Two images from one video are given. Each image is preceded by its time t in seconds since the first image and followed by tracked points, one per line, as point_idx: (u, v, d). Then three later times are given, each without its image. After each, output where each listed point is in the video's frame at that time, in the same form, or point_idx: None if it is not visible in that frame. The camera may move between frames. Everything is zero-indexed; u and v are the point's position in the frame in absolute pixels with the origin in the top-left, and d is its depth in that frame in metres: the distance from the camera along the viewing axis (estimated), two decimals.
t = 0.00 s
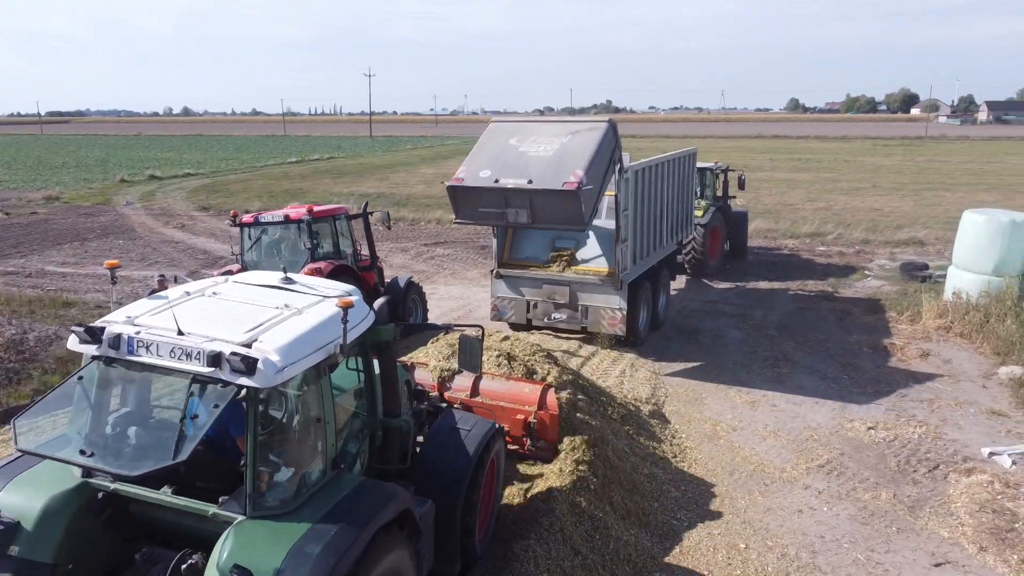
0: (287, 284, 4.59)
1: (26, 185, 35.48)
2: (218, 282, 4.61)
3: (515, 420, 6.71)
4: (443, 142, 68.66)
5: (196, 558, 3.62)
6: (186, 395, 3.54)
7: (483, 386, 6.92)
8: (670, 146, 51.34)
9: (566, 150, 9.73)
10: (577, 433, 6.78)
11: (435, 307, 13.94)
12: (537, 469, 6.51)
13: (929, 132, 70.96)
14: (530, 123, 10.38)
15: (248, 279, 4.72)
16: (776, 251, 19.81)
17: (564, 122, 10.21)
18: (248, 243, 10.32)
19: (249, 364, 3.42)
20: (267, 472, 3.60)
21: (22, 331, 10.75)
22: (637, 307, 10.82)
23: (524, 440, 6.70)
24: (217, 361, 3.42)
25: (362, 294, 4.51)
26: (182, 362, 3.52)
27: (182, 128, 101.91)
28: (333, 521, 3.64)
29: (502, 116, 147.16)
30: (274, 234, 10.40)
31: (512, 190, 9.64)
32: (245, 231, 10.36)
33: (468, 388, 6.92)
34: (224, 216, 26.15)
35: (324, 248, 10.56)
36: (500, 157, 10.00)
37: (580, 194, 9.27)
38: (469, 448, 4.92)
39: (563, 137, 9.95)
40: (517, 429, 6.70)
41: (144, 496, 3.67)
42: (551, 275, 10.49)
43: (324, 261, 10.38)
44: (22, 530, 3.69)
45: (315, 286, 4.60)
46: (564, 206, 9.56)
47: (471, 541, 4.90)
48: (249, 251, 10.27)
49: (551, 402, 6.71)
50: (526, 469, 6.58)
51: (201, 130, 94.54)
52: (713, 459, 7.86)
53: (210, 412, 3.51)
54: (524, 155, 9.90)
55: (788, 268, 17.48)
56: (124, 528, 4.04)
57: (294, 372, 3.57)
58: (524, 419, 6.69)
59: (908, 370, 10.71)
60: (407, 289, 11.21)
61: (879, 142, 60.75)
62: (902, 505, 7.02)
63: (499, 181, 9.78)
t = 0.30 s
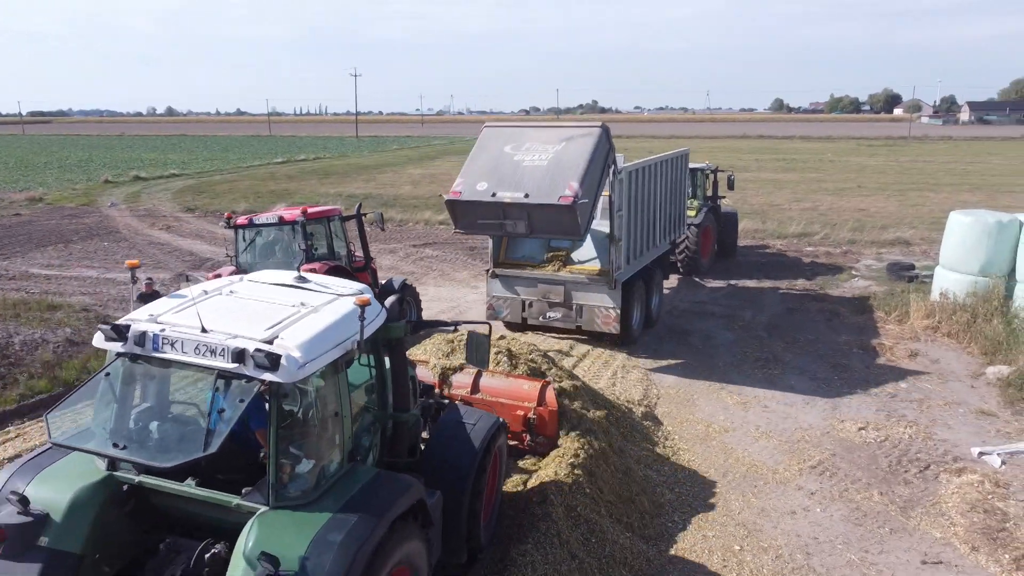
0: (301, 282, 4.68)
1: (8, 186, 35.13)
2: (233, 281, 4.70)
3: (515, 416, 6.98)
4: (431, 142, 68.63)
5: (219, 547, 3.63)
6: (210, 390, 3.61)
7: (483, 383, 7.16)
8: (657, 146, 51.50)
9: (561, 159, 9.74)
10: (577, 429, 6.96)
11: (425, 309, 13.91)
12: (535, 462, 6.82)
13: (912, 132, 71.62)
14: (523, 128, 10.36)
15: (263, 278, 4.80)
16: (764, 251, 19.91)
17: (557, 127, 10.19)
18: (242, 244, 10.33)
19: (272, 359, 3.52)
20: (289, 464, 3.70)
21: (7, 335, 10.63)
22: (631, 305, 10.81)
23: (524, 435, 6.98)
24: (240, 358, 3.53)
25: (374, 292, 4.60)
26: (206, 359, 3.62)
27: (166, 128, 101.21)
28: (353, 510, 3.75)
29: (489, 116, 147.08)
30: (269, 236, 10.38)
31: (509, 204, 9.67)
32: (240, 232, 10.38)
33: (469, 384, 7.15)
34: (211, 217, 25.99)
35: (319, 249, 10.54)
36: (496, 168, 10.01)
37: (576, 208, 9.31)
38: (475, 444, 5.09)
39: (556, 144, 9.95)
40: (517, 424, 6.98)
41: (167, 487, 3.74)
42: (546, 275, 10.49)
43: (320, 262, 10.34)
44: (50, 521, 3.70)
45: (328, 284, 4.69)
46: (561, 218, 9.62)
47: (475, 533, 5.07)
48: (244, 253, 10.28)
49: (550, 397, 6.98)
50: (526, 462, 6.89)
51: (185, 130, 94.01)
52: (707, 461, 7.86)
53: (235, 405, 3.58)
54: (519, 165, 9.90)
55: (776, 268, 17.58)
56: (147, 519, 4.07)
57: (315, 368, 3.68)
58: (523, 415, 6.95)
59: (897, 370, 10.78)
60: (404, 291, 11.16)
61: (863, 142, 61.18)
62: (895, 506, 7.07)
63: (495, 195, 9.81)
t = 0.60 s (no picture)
0: (314, 277, 4.74)
1: None
2: (249, 276, 4.73)
3: (514, 410, 6.96)
4: (418, 143, 68.49)
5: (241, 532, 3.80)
6: (236, 381, 3.70)
7: (482, 377, 7.15)
8: (643, 147, 51.62)
9: (554, 166, 9.75)
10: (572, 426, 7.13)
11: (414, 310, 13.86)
12: (534, 454, 6.84)
13: (896, 133, 72.19)
14: (515, 134, 10.35)
15: (277, 272, 4.84)
16: (752, 251, 19.99)
17: (549, 131, 10.18)
18: (233, 246, 10.31)
19: (295, 350, 3.59)
20: (310, 451, 3.75)
21: None
22: (624, 304, 10.90)
23: (523, 428, 6.96)
24: (265, 349, 3.59)
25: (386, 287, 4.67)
26: (231, 350, 3.69)
27: (150, 128, 100.50)
28: (371, 495, 3.80)
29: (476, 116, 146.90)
30: (259, 237, 10.33)
31: (505, 214, 9.69)
32: (230, 234, 10.37)
33: (468, 378, 7.13)
34: (196, 218, 25.78)
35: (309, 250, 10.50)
36: (490, 177, 9.99)
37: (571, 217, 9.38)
38: (479, 434, 5.11)
39: (549, 150, 9.95)
40: (516, 417, 6.96)
41: (190, 475, 3.81)
42: (539, 273, 10.49)
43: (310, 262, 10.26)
44: (78, 507, 3.71)
45: (341, 279, 4.75)
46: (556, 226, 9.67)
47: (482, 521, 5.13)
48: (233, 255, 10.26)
49: (548, 391, 6.99)
50: (526, 454, 6.90)
51: (170, 130, 93.33)
52: (700, 462, 7.86)
53: (259, 395, 3.67)
54: (513, 172, 9.90)
55: (765, 268, 17.65)
56: (170, 506, 4.08)
57: (335, 359, 3.75)
58: (520, 407, 6.95)
59: (886, 369, 10.84)
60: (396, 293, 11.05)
61: (847, 142, 61.64)
62: (887, 504, 7.10)
63: (491, 206, 9.80)
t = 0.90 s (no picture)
0: (329, 268, 4.79)
1: None
2: (265, 267, 4.76)
3: (514, 400, 7.04)
4: (405, 143, 68.30)
5: (262, 513, 3.96)
6: (260, 366, 3.77)
7: (482, 367, 7.27)
8: (630, 147, 51.72)
9: (549, 172, 9.74)
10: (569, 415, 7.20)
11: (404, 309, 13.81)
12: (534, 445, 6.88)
13: (881, 133, 72.69)
14: (509, 136, 10.30)
15: (292, 264, 4.87)
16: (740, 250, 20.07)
17: (542, 134, 10.15)
18: (220, 246, 10.24)
19: (318, 336, 3.65)
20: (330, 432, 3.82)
21: None
22: (618, 300, 10.84)
23: (522, 418, 7.02)
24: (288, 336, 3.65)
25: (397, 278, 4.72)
26: (254, 338, 3.74)
27: (134, 127, 99.65)
28: (389, 476, 3.88)
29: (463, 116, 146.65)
30: (247, 237, 10.25)
31: (503, 223, 9.69)
32: (218, 234, 10.29)
33: (469, 368, 7.25)
34: (182, 218, 25.57)
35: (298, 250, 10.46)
36: (486, 184, 9.97)
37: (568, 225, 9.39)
38: (484, 423, 5.22)
39: (543, 154, 9.95)
40: (515, 408, 7.03)
41: (213, 457, 3.92)
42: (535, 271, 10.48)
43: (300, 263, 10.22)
44: (107, 488, 3.84)
45: (355, 271, 4.80)
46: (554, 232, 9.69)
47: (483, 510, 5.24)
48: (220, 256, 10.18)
49: (548, 382, 7.07)
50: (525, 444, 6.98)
51: (154, 130, 92.59)
52: (693, 461, 7.87)
53: (284, 379, 3.76)
54: (508, 178, 9.89)
55: (753, 267, 17.74)
56: (193, 489, 4.20)
57: (356, 345, 3.82)
58: (519, 397, 7.02)
59: (875, 367, 10.91)
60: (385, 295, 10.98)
61: (832, 142, 61.98)
62: (879, 502, 7.14)
63: (489, 214, 9.79)
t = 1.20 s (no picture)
0: (349, 259, 4.87)
1: None
2: (287, 259, 4.84)
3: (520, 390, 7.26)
4: (394, 143, 68.17)
5: (291, 493, 4.14)
6: (291, 352, 3.89)
7: (488, 358, 7.42)
8: (620, 147, 51.72)
9: (551, 176, 9.78)
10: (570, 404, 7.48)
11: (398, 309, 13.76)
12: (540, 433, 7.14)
13: (868, 133, 73.11)
14: (508, 139, 10.27)
15: (312, 254, 4.95)
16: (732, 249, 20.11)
17: (541, 137, 10.13)
18: (213, 247, 10.13)
19: (347, 323, 3.78)
20: (358, 414, 3.98)
21: None
22: (616, 297, 10.90)
23: (527, 407, 7.24)
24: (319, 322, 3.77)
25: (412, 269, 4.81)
26: (286, 325, 3.86)
27: (119, 127, 98.82)
28: (415, 457, 4.03)
29: (451, 116, 146.51)
30: (240, 238, 10.19)
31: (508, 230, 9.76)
32: (210, 235, 10.18)
33: (475, 360, 7.39)
34: (171, 218, 25.39)
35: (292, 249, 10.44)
36: (489, 189, 10.00)
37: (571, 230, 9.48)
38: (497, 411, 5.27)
39: (543, 158, 9.97)
40: (521, 398, 7.25)
41: (246, 441, 4.10)
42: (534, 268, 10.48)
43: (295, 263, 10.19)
44: (144, 470, 4.01)
45: (374, 261, 4.89)
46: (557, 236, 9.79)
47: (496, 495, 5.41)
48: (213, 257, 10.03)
49: (552, 372, 7.29)
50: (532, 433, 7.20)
51: (140, 129, 91.84)
52: (691, 459, 7.88)
53: (316, 363, 3.90)
54: (510, 183, 9.91)
55: (745, 266, 17.80)
56: (225, 472, 4.42)
57: (382, 331, 3.95)
58: (526, 388, 7.24)
59: (870, 365, 10.97)
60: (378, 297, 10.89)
61: (820, 142, 62.18)
62: (878, 498, 7.18)
63: (493, 221, 9.86)
